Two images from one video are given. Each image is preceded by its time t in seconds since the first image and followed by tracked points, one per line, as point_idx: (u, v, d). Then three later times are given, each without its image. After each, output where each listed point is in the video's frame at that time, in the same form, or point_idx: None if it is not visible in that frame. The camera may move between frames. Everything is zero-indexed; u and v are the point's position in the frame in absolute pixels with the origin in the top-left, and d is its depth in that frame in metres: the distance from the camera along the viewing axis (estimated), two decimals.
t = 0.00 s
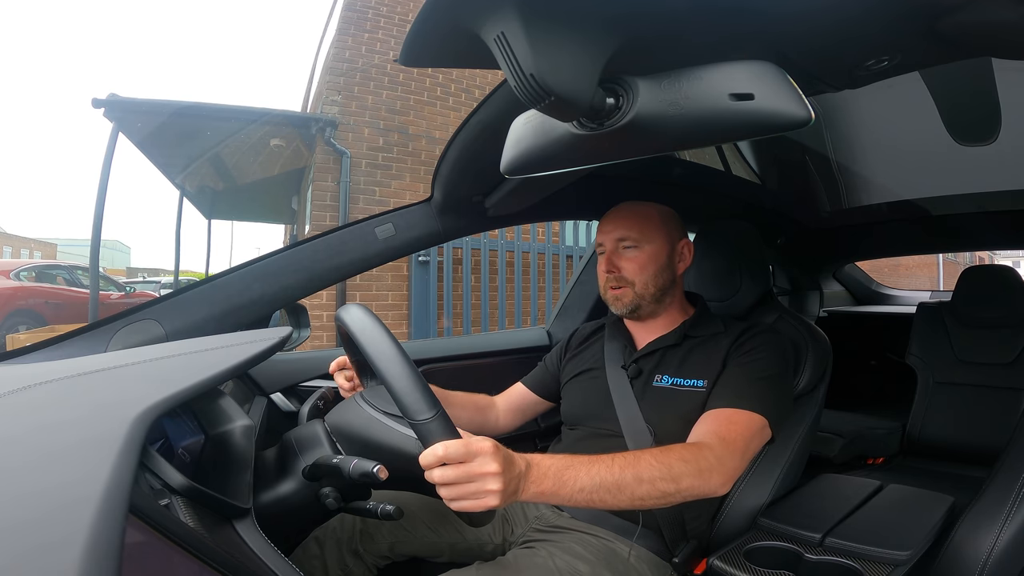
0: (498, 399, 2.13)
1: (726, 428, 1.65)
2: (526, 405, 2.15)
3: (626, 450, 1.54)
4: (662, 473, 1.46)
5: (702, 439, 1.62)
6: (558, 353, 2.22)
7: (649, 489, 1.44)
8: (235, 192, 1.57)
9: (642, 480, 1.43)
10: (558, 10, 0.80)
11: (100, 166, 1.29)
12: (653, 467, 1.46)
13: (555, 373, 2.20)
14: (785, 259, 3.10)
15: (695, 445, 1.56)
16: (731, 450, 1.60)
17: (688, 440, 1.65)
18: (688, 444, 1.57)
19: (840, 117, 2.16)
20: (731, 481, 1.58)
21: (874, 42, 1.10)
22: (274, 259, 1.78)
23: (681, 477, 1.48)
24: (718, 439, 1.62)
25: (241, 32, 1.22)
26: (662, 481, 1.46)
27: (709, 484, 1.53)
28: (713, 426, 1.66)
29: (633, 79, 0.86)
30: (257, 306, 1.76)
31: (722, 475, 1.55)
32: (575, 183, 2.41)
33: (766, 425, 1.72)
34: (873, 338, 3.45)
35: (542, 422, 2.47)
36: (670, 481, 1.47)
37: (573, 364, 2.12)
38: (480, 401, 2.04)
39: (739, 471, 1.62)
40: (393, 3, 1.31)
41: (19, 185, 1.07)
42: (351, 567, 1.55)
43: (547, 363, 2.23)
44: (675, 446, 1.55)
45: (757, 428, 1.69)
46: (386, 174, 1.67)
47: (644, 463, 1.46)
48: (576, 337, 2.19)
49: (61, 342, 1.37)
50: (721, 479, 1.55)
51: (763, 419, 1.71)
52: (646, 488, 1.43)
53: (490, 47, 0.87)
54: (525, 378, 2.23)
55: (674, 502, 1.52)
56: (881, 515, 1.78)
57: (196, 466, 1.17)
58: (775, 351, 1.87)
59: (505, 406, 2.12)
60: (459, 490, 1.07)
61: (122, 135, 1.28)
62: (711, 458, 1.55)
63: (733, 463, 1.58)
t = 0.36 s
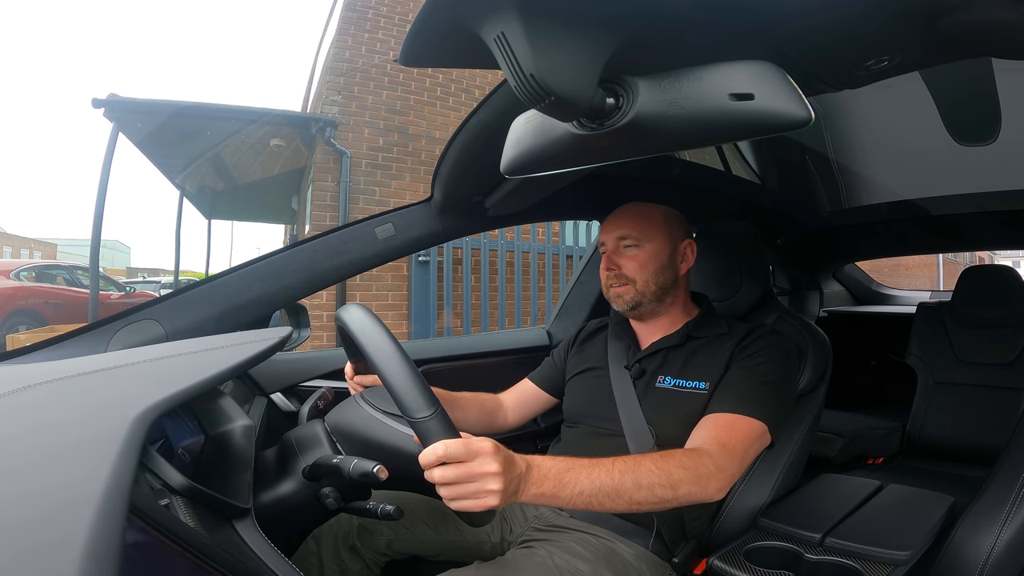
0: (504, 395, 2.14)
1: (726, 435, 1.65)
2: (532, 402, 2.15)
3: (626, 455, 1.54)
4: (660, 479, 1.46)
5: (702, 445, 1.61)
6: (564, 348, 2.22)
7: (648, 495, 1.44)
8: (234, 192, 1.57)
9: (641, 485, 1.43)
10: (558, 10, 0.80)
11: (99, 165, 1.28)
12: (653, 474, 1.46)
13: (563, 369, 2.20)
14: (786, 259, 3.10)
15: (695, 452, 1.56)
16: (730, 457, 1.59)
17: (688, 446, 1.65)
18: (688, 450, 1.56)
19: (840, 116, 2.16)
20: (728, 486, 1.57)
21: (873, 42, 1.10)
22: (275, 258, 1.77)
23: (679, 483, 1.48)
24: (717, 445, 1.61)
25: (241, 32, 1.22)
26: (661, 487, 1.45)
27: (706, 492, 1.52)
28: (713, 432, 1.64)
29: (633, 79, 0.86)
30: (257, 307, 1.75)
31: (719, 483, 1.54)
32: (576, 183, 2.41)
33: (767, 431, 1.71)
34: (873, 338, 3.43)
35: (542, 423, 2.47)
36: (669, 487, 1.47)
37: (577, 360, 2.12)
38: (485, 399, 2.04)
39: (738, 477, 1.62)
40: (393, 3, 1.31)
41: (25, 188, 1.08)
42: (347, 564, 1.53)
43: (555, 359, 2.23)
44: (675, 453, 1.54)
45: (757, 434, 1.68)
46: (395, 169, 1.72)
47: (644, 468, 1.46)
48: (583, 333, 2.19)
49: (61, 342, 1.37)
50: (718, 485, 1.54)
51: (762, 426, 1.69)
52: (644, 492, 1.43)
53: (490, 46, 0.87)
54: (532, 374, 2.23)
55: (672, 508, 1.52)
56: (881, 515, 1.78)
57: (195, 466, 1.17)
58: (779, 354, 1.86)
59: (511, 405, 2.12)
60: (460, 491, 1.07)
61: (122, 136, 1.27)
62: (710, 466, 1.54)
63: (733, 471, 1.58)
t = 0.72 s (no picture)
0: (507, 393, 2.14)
1: (726, 429, 1.65)
2: (536, 401, 2.15)
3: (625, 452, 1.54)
4: (660, 475, 1.46)
5: (701, 439, 1.62)
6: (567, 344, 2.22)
7: (648, 491, 1.44)
8: (234, 192, 1.57)
9: (641, 481, 1.43)
10: (559, 10, 0.80)
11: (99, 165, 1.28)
12: (653, 469, 1.46)
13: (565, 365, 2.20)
14: (786, 259, 3.10)
15: (694, 446, 1.56)
16: (730, 451, 1.60)
17: (687, 440, 1.65)
18: (687, 445, 1.57)
19: (840, 117, 2.16)
20: (728, 480, 1.59)
21: (872, 42, 1.10)
22: (275, 258, 1.77)
23: (678, 477, 1.48)
24: (717, 439, 1.61)
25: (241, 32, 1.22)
26: (660, 482, 1.46)
27: (705, 486, 1.53)
28: (713, 426, 1.65)
29: (634, 79, 0.86)
30: (257, 307, 1.75)
31: (718, 477, 1.55)
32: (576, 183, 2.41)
33: (767, 425, 1.72)
34: (873, 338, 3.44)
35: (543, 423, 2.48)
36: (668, 482, 1.47)
37: (579, 356, 2.12)
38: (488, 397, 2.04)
39: (738, 471, 1.63)
40: (393, 3, 1.31)
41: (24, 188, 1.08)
42: (345, 565, 1.54)
43: (556, 356, 2.24)
44: (674, 448, 1.55)
45: (757, 428, 1.69)
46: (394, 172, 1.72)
47: (643, 464, 1.46)
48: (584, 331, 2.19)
49: (61, 342, 1.37)
50: (717, 479, 1.55)
51: (763, 419, 1.71)
52: (644, 489, 1.43)
53: (490, 46, 0.87)
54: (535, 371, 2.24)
55: (672, 503, 1.52)
56: (881, 515, 1.78)
57: (195, 466, 1.17)
58: (780, 351, 1.86)
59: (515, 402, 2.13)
60: (459, 490, 1.07)
61: (122, 136, 1.27)
62: (710, 461, 1.55)
63: (731, 465, 1.59)
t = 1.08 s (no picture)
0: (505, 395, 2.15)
1: (722, 424, 1.65)
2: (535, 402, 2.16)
3: (622, 449, 1.54)
4: (659, 472, 1.46)
5: (698, 435, 1.62)
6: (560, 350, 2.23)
7: (648, 488, 1.44)
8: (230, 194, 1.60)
9: (641, 479, 1.43)
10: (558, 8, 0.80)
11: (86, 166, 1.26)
12: (652, 466, 1.46)
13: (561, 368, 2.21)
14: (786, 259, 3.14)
15: (692, 442, 1.57)
16: (727, 446, 1.61)
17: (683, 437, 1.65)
18: (684, 441, 1.57)
19: (840, 117, 2.16)
20: (728, 476, 1.59)
21: (872, 42, 1.10)
22: (274, 259, 1.77)
23: (677, 474, 1.48)
24: (715, 435, 1.62)
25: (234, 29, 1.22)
26: (660, 479, 1.46)
27: (705, 481, 1.53)
28: (708, 423, 1.65)
29: (633, 79, 0.85)
30: (257, 307, 1.74)
31: (717, 472, 1.56)
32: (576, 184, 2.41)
33: (763, 420, 1.74)
34: (873, 338, 3.44)
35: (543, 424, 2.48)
36: (668, 478, 1.47)
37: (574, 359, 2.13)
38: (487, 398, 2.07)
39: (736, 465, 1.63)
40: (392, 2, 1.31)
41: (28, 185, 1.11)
42: (342, 564, 1.54)
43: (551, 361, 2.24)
44: (672, 444, 1.55)
45: (753, 423, 1.70)
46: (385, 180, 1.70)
47: (642, 462, 1.46)
48: (579, 332, 2.21)
49: (61, 342, 1.37)
50: (716, 474, 1.55)
51: (758, 413, 1.72)
52: (644, 486, 1.43)
53: (490, 46, 0.87)
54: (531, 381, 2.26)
55: (673, 500, 1.52)
56: (880, 515, 1.78)
57: (196, 467, 1.17)
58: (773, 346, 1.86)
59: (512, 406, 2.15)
60: (459, 490, 1.07)
61: (111, 136, 1.25)
62: (708, 456, 1.55)
63: (728, 460, 1.59)
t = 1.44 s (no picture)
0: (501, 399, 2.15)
1: (719, 420, 1.66)
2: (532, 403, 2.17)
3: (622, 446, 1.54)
4: (658, 467, 1.46)
5: (696, 431, 1.62)
6: (554, 352, 2.21)
7: (647, 483, 1.44)
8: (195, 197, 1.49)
9: (640, 473, 1.43)
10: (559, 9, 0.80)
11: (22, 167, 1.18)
12: (650, 461, 1.46)
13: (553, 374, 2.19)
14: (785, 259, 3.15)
15: (690, 437, 1.57)
16: (725, 441, 1.62)
17: (681, 433, 1.66)
18: (683, 437, 1.57)
19: (840, 117, 2.16)
20: (728, 471, 1.60)
21: (873, 41, 1.10)
22: (275, 259, 1.76)
23: (677, 470, 1.49)
24: (713, 431, 1.63)
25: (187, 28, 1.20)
26: (659, 474, 1.46)
27: (705, 477, 1.53)
28: (706, 419, 1.66)
29: (633, 79, 0.85)
30: (257, 307, 1.75)
31: (717, 467, 1.56)
32: (578, 183, 2.41)
33: (759, 415, 1.73)
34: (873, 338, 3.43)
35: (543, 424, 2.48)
36: (667, 473, 1.47)
37: (570, 362, 2.12)
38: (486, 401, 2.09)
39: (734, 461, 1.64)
40: None
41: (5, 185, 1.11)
42: (342, 564, 1.54)
43: (543, 364, 2.22)
44: (670, 439, 1.55)
45: (750, 419, 1.70)
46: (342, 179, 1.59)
47: (640, 456, 1.46)
48: (574, 333, 2.20)
49: (61, 342, 1.37)
50: (716, 470, 1.56)
51: (756, 409, 1.73)
52: (643, 481, 1.43)
53: (490, 46, 0.87)
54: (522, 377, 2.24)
55: (672, 496, 1.53)
56: (880, 515, 1.77)
57: (195, 466, 1.17)
58: (767, 346, 1.86)
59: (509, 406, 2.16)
60: (453, 481, 1.06)
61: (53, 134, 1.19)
62: (707, 451, 1.56)
63: (727, 454, 1.60)
